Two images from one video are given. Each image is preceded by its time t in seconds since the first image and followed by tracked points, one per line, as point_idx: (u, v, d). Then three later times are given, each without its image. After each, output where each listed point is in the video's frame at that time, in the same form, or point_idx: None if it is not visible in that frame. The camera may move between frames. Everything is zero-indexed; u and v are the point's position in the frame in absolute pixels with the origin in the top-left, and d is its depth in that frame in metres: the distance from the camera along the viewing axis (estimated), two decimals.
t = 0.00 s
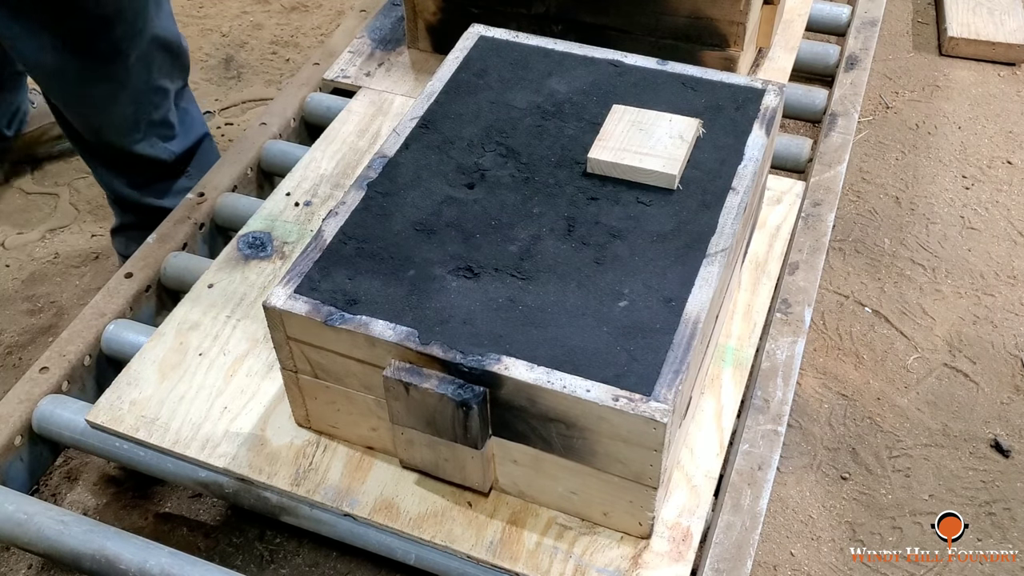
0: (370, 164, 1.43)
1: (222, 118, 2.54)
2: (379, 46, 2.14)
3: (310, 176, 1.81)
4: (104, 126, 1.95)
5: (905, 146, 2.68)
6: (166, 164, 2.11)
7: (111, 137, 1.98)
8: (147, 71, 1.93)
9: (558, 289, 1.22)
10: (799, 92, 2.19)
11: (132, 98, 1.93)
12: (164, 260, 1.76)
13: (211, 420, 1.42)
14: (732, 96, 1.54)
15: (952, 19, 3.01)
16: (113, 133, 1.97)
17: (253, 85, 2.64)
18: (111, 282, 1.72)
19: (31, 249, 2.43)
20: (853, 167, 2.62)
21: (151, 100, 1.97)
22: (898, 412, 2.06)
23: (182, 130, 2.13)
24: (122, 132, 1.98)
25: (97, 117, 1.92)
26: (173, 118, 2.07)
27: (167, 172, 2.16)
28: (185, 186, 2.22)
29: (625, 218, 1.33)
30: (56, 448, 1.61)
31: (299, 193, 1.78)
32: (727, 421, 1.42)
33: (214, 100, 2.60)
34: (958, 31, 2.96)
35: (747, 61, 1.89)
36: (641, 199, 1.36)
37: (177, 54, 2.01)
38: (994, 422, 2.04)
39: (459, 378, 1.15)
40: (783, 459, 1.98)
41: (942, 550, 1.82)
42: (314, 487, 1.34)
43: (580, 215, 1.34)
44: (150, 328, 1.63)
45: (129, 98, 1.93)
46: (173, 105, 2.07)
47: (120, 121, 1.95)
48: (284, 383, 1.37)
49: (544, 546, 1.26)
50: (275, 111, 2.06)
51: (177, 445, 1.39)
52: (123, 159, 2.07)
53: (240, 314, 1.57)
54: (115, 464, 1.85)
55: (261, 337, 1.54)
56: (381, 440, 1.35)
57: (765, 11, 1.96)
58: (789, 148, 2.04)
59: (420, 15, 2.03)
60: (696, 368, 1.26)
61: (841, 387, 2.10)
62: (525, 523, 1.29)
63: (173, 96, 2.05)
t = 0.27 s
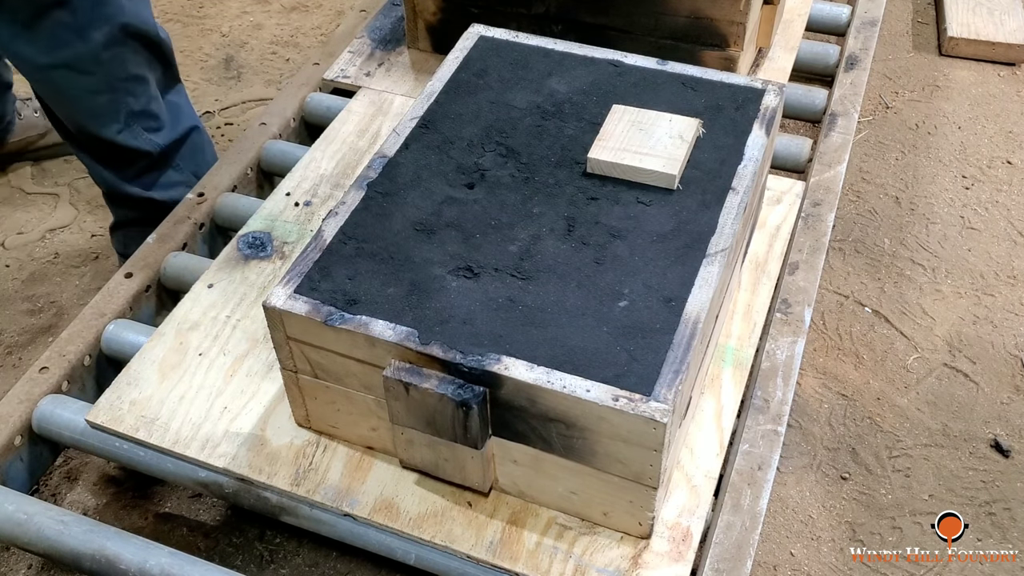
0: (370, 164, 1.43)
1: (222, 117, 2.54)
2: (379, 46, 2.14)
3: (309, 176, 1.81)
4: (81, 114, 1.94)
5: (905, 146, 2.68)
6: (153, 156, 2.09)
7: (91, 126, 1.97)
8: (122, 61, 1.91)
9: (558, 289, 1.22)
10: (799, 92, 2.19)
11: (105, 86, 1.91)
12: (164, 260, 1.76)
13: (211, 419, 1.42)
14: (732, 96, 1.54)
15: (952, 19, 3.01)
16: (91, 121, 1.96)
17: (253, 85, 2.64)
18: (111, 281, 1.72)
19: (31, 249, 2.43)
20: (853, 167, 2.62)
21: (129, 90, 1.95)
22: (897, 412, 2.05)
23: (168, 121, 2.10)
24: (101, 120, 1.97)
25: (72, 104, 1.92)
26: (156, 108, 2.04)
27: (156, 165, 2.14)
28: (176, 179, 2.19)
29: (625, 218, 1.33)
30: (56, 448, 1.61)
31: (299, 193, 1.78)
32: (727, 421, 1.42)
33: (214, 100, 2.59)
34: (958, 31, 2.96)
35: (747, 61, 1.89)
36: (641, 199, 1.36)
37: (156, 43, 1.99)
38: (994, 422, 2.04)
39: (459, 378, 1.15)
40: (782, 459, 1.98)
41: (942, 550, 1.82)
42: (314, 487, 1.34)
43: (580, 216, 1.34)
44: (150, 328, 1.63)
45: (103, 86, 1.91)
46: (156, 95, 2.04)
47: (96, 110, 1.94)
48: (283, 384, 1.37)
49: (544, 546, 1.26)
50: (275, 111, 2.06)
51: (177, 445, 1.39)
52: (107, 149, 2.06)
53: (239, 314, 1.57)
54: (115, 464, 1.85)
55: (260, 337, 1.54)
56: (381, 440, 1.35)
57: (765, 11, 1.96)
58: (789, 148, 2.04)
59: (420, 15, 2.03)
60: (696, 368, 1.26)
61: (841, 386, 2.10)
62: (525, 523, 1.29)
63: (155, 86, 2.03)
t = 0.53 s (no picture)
0: (370, 164, 1.43)
1: (222, 117, 2.54)
2: (379, 46, 2.13)
3: (309, 176, 1.81)
4: (17, 86, 1.98)
5: (904, 146, 2.68)
6: (95, 133, 2.09)
7: (28, 98, 2.00)
8: (53, 32, 1.91)
9: (558, 289, 1.22)
10: (799, 92, 2.19)
11: (38, 58, 1.93)
12: (164, 260, 1.76)
13: (211, 420, 1.42)
14: (731, 96, 1.54)
15: (952, 19, 3.01)
16: (27, 93, 1.99)
17: (253, 85, 2.64)
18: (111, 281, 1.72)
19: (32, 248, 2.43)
20: (853, 167, 2.62)
21: (63, 64, 1.96)
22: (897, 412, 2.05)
23: (112, 101, 2.09)
24: (37, 93, 1.99)
25: (9, 74, 1.96)
26: (97, 86, 2.03)
27: (100, 144, 2.13)
28: (118, 162, 2.18)
29: (625, 218, 1.33)
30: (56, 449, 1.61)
31: (299, 193, 1.78)
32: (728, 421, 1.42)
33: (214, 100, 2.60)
34: (958, 31, 2.96)
35: (747, 61, 1.88)
36: (641, 199, 1.36)
37: (99, 17, 1.97)
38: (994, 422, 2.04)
39: (459, 378, 1.15)
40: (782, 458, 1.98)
41: (942, 550, 1.82)
42: (314, 487, 1.34)
43: (580, 216, 1.34)
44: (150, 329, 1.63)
45: (36, 58, 1.93)
46: (99, 72, 2.03)
47: (32, 81, 1.97)
48: (283, 384, 1.37)
49: (544, 546, 1.26)
50: (275, 111, 2.06)
51: (177, 445, 1.39)
52: (47, 125, 2.08)
53: (239, 314, 1.57)
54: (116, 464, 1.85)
55: (260, 337, 1.53)
56: (380, 440, 1.35)
57: (765, 11, 1.96)
58: (788, 148, 2.04)
59: (420, 16, 2.03)
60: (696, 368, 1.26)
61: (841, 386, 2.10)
62: (525, 523, 1.29)
63: (96, 62, 2.01)
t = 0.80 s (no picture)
0: (370, 164, 1.43)
1: (222, 117, 2.54)
2: (379, 47, 2.13)
3: (309, 176, 1.81)
4: None
5: (905, 146, 2.68)
6: None
7: None
8: None
9: (558, 288, 1.22)
10: (799, 92, 2.19)
11: None
12: (164, 260, 1.76)
13: (211, 420, 1.42)
14: (731, 96, 1.54)
15: (952, 19, 3.01)
16: None
17: (253, 85, 2.64)
18: (111, 281, 1.72)
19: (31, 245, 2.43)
20: (853, 167, 2.62)
21: None
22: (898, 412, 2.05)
23: None
24: None
25: None
26: None
27: None
28: None
29: (625, 218, 1.33)
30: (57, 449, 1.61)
31: (299, 193, 1.78)
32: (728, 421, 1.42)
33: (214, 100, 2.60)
34: (958, 31, 2.96)
35: (747, 61, 1.88)
36: (641, 199, 1.36)
37: None
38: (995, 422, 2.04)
39: (459, 378, 1.15)
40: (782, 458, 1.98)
41: (942, 550, 1.82)
42: (314, 487, 1.34)
43: (580, 216, 1.34)
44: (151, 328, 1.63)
45: None
46: None
47: None
48: (283, 383, 1.37)
49: (544, 546, 1.26)
50: (275, 111, 2.06)
51: (177, 445, 1.39)
52: None
53: (239, 314, 1.57)
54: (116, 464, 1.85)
55: (260, 337, 1.53)
56: (380, 439, 1.35)
57: (765, 11, 1.96)
58: (788, 148, 2.04)
59: (420, 16, 2.03)
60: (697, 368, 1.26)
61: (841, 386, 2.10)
62: (525, 523, 1.29)
63: None
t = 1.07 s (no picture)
0: (370, 164, 1.42)
1: (222, 117, 2.54)
2: (380, 47, 2.12)
3: (309, 176, 1.81)
4: None
5: (904, 146, 2.68)
6: None
7: None
8: None
9: (558, 288, 1.23)
10: (799, 92, 2.19)
11: None
12: (165, 260, 1.76)
13: (211, 419, 1.42)
14: (731, 97, 1.54)
15: (952, 20, 3.01)
16: None
17: (252, 86, 2.64)
18: (112, 281, 1.72)
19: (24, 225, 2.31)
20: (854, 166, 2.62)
21: None
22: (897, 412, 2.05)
23: None
24: None
25: None
26: None
27: None
28: None
29: (625, 218, 1.33)
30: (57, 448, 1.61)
31: (299, 193, 1.78)
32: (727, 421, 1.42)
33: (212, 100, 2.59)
34: (958, 32, 2.96)
35: (747, 61, 1.89)
36: (641, 199, 1.36)
37: None
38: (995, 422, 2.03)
39: (459, 378, 1.15)
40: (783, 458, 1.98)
41: (942, 550, 1.81)
42: (314, 487, 1.34)
43: (580, 216, 1.34)
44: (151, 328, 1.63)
45: None
46: None
47: None
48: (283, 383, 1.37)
49: (544, 546, 1.26)
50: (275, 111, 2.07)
51: (177, 445, 1.39)
52: None
53: (239, 314, 1.57)
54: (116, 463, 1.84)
55: (260, 337, 1.53)
56: (380, 439, 1.35)
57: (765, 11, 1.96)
58: (789, 150, 2.04)
59: (420, 16, 2.03)
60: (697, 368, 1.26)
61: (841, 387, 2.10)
62: (525, 523, 1.29)
63: None
